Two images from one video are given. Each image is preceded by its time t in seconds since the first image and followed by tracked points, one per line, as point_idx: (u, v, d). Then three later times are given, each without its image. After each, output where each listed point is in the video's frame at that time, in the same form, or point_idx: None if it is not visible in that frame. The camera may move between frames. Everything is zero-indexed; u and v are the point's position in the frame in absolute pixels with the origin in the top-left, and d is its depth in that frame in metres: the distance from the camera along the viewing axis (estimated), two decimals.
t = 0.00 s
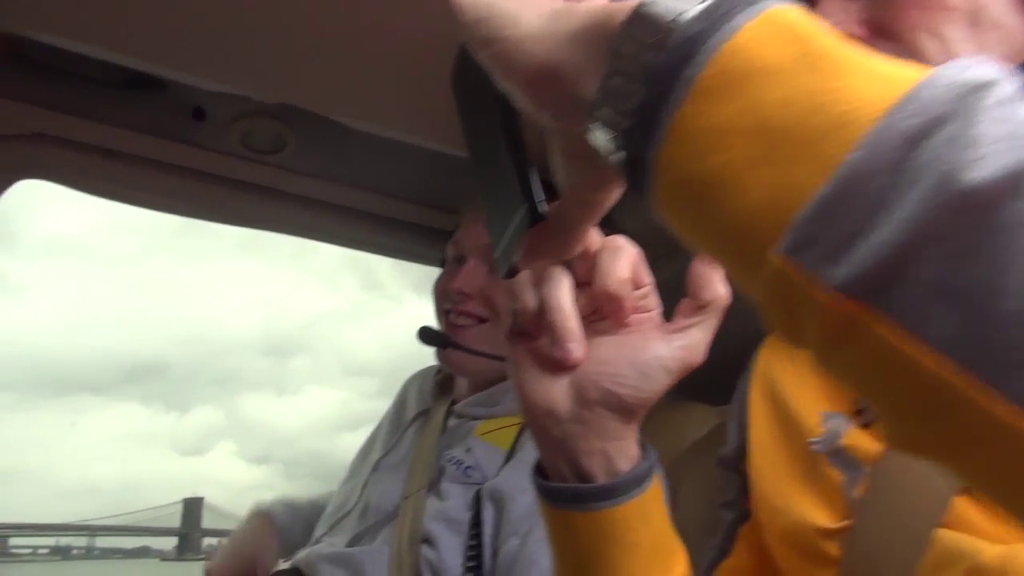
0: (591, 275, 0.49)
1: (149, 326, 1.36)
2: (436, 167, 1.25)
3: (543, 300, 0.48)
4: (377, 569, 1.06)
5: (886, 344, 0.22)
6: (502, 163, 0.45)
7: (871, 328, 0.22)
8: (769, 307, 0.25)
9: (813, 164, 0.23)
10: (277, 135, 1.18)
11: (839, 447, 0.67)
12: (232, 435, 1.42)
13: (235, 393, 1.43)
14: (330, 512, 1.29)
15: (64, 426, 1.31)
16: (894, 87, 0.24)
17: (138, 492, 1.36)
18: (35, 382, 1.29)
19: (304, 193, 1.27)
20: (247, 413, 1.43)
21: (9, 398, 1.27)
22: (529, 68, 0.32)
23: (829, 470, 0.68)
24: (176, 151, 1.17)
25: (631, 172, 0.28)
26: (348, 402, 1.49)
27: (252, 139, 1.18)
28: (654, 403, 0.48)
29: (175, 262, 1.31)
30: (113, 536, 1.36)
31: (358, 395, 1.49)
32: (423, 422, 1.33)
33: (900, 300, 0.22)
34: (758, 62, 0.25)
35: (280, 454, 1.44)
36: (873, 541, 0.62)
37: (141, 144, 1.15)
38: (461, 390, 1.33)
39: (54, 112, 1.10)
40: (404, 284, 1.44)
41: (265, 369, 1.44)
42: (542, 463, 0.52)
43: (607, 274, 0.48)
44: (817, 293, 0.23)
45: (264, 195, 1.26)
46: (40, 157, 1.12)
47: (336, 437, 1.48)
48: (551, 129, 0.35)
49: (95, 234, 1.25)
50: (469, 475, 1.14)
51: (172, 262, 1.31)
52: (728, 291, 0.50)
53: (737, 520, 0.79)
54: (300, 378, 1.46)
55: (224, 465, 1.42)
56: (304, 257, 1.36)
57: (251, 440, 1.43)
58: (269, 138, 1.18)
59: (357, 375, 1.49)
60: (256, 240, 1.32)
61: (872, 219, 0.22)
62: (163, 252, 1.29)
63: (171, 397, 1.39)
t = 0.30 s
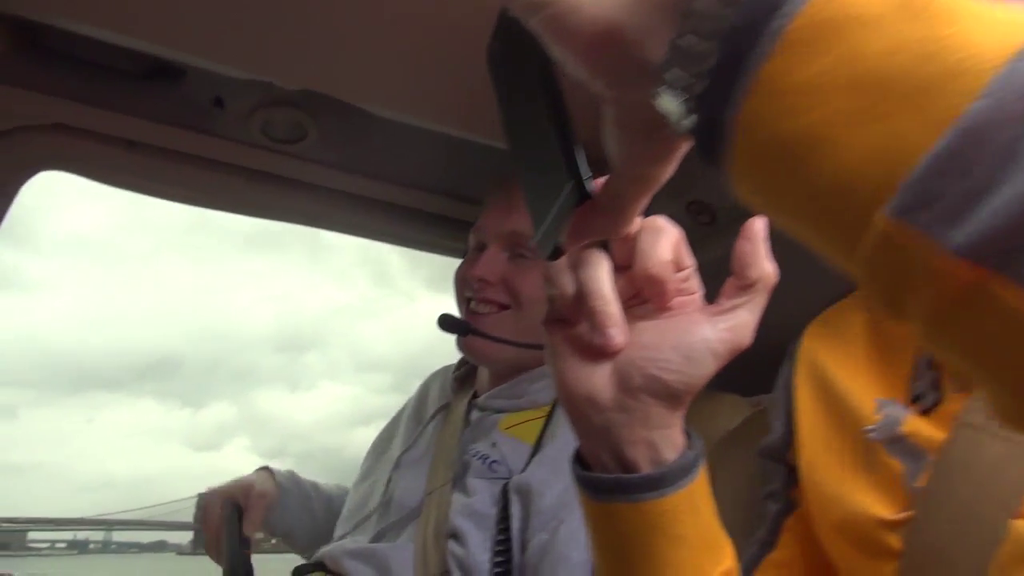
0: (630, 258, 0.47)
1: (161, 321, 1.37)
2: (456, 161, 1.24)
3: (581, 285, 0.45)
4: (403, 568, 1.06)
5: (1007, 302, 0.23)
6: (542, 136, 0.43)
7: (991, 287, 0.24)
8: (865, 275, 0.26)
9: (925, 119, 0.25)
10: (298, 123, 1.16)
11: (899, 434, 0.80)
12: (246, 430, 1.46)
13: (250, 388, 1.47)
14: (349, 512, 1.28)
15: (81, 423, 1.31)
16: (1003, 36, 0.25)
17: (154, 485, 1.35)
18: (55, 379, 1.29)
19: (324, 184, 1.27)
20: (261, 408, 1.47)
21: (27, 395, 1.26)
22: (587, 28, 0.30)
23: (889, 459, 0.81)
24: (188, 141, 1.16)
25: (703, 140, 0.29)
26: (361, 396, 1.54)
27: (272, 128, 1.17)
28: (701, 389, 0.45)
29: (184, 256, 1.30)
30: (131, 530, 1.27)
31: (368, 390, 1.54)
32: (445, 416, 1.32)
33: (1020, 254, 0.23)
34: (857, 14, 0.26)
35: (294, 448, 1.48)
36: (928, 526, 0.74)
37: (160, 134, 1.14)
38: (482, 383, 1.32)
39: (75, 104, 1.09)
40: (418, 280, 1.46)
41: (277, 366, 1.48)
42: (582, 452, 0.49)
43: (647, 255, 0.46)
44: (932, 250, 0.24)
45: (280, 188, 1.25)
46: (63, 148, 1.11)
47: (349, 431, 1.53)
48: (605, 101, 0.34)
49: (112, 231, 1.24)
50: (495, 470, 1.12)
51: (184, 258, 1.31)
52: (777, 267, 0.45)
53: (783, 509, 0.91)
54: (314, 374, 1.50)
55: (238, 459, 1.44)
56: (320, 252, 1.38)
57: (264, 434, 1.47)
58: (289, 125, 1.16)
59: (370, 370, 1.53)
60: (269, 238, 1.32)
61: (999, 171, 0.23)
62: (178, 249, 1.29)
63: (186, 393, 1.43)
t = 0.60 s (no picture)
0: (669, 248, 0.45)
1: (168, 311, 1.33)
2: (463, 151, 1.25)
3: (617, 274, 0.44)
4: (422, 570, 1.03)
5: None
6: (580, 119, 0.41)
7: None
8: (923, 220, 0.25)
9: None
10: (313, 114, 1.16)
11: (950, 433, 0.77)
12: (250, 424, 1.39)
13: (257, 381, 1.42)
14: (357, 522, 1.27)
15: (88, 417, 1.25)
16: None
17: (160, 479, 1.28)
18: (61, 374, 1.24)
19: (336, 176, 1.28)
20: (269, 403, 1.41)
21: (34, 390, 1.22)
22: (637, 0, 0.28)
23: (938, 458, 0.77)
24: (183, 130, 1.16)
25: (772, 116, 0.27)
26: (369, 390, 1.48)
27: (287, 119, 1.17)
28: (743, 381, 0.44)
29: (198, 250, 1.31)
30: (137, 523, 1.22)
31: (374, 385, 1.49)
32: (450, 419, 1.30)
33: None
34: None
35: (301, 442, 1.40)
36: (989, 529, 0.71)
37: (163, 124, 1.15)
38: (488, 381, 1.31)
39: (86, 94, 1.09)
40: (422, 276, 1.45)
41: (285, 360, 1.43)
42: (614, 447, 0.48)
43: (688, 244, 0.44)
44: None
45: (293, 179, 1.26)
46: (75, 140, 1.12)
47: (356, 426, 1.48)
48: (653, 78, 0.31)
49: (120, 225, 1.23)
50: (510, 468, 1.12)
51: (193, 254, 1.31)
52: (824, 256, 0.43)
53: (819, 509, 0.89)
54: (320, 369, 1.45)
55: (248, 453, 1.36)
56: (329, 247, 1.37)
57: (272, 429, 1.40)
58: (304, 116, 1.17)
59: (375, 366, 1.48)
60: (278, 227, 1.32)
61: None
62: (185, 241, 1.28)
63: (195, 389, 1.38)
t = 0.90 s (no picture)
0: (696, 252, 0.44)
1: (170, 306, 1.30)
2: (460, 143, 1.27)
3: (644, 276, 0.42)
4: None
5: None
6: (603, 117, 0.39)
7: None
8: (973, 230, 0.22)
9: None
10: (319, 109, 1.17)
11: (987, 446, 0.76)
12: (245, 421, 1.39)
13: (256, 376, 1.42)
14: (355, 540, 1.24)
15: (90, 412, 1.25)
16: None
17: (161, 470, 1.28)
18: (61, 368, 1.23)
19: (336, 172, 1.27)
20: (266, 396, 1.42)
21: (34, 382, 1.21)
22: None
23: (973, 471, 0.76)
24: (171, 119, 1.14)
25: (825, 117, 0.24)
26: (370, 386, 1.46)
27: (294, 112, 1.16)
28: (772, 392, 0.42)
29: (198, 246, 1.28)
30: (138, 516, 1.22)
31: (374, 380, 1.46)
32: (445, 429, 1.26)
33: None
34: None
35: (300, 436, 1.41)
36: None
37: (157, 116, 1.14)
38: (480, 388, 1.28)
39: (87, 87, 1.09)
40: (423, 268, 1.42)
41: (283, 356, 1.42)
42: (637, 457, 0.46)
43: (716, 247, 0.43)
44: None
45: (299, 175, 1.26)
46: (75, 135, 1.11)
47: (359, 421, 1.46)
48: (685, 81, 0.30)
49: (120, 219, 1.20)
50: (510, 471, 1.10)
51: (190, 247, 1.27)
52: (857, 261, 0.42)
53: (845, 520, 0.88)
54: (318, 363, 1.44)
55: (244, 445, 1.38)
56: (330, 242, 1.36)
57: (273, 422, 1.40)
58: (310, 112, 1.17)
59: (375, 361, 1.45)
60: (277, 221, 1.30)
61: None
62: (187, 236, 1.25)
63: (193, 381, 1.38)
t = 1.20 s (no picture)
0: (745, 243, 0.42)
1: (178, 306, 1.31)
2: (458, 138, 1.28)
3: (692, 272, 0.41)
4: None
5: None
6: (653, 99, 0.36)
7: None
8: None
9: None
10: (330, 104, 1.19)
11: None
12: (269, 415, 1.44)
13: (266, 375, 1.45)
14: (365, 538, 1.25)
15: (103, 414, 1.24)
16: None
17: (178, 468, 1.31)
18: (71, 371, 1.23)
19: (344, 167, 1.30)
20: (283, 396, 1.45)
21: (45, 386, 1.20)
22: None
23: None
24: (176, 116, 1.16)
25: (947, 95, 0.23)
26: (379, 380, 1.49)
27: (305, 109, 1.19)
28: (837, 390, 0.41)
29: (204, 249, 1.30)
30: (157, 517, 1.24)
31: (383, 375, 1.48)
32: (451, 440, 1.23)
33: None
34: None
35: (311, 433, 1.42)
36: None
37: (165, 113, 1.15)
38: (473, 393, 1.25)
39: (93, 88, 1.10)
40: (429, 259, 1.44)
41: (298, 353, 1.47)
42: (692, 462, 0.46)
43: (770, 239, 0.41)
44: None
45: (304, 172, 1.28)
46: (82, 137, 1.13)
47: (365, 418, 1.47)
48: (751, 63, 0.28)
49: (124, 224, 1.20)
50: (521, 465, 1.07)
51: (201, 249, 1.29)
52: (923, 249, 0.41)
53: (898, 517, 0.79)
54: (330, 360, 1.49)
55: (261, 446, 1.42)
56: (332, 241, 1.40)
57: (281, 420, 1.43)
58: (322, 107, 1.19)
59: (382, 356, 1.48)
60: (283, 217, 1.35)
61: None
62: (193, 240, 1.28)
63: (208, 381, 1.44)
